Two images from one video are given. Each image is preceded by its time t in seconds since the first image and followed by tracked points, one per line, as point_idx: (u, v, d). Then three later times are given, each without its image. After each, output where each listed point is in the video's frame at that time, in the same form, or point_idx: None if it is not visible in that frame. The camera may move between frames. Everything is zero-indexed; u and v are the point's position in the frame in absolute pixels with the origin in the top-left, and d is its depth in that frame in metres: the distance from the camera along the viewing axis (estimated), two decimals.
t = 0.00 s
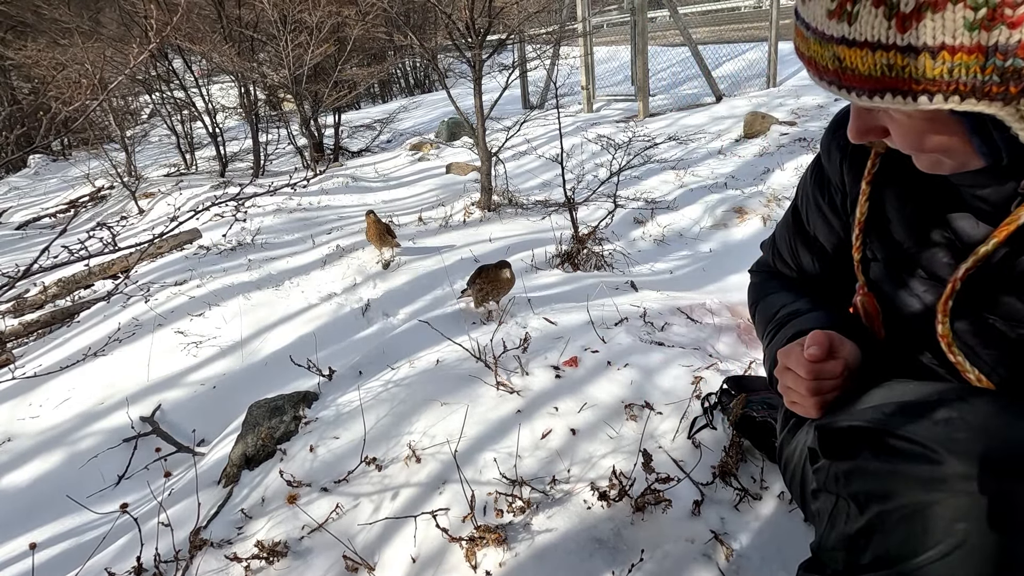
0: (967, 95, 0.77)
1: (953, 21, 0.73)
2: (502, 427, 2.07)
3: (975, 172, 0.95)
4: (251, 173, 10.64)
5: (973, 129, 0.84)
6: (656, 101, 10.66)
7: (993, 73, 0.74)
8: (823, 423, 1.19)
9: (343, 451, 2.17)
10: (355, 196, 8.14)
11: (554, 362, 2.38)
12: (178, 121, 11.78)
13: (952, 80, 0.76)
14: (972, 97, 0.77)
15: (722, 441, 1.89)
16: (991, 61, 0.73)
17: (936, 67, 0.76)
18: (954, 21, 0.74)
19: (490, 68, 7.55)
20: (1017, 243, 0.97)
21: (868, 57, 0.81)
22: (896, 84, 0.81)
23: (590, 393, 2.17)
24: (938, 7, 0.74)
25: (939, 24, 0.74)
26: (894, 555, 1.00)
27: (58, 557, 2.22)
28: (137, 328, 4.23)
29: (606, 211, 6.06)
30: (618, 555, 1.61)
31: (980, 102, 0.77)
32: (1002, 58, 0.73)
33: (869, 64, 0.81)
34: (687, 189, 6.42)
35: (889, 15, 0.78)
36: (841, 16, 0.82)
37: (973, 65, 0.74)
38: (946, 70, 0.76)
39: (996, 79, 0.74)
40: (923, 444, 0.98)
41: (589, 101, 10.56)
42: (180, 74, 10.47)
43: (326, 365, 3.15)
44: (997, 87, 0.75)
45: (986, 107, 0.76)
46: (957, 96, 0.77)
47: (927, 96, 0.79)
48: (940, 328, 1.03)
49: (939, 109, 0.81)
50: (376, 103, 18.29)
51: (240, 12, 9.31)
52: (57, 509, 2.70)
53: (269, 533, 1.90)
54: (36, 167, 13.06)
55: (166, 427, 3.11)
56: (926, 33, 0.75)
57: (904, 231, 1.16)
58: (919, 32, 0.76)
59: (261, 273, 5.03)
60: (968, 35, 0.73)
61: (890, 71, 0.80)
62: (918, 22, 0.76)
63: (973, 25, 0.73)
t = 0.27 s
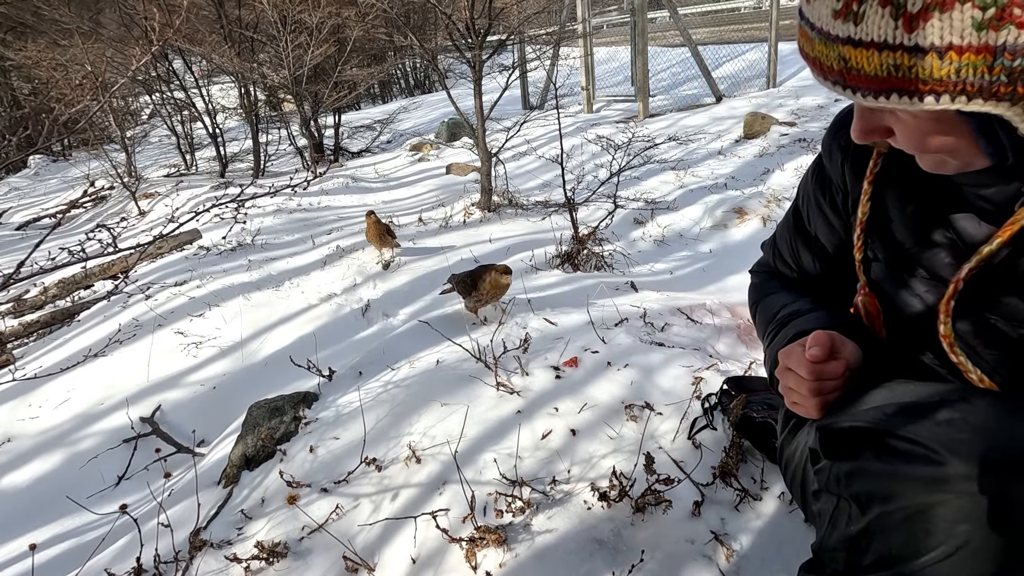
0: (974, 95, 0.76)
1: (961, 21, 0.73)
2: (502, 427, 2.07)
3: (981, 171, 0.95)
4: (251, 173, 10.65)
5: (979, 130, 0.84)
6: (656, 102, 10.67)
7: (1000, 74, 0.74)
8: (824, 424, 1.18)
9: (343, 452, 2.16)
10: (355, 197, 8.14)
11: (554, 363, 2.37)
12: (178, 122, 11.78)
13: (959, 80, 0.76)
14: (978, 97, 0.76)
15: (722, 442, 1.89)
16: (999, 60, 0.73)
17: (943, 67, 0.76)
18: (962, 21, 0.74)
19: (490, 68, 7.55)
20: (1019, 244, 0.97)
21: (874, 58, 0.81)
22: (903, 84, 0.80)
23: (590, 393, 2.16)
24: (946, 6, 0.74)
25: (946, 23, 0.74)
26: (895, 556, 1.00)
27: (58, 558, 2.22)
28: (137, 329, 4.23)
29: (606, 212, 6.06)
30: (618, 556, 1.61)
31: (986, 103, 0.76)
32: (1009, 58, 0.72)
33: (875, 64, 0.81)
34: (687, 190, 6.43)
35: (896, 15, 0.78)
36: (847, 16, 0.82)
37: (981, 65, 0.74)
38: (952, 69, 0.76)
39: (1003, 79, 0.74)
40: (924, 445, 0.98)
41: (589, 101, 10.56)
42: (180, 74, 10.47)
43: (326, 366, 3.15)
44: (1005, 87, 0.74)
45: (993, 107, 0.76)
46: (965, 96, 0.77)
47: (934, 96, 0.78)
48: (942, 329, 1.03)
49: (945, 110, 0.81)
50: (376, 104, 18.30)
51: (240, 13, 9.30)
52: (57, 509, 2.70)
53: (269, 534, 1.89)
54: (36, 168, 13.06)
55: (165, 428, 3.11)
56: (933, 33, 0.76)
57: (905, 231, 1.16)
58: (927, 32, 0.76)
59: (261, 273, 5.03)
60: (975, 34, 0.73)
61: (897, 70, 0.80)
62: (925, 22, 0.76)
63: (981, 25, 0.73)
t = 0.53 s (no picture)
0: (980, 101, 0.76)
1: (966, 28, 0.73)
2: (502, 427, 2.07)
3: (985, 173, 0.95)
4: (251, 174, 10.66)
5: (985, 134, 0.84)
6: (656, 102, 10.67)
7: (1007, 80, 0.73)
8: (825, 424, 1.18)
9: (343, 452, 2.16)
10: (355, 197, 8.15)
11: (554, 363, 2.37)
12: (178, 122, 11.79)
13: (965, 86, 0.76)
14: (984, 102, 0.76)
15: (722, 442, 1.89)
16: (1006, 67, 0.73)
17: (950, 73, 0.76)
18: (967, 28, 0.74)
19: (490, 69, 7.56)
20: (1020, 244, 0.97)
21: (879, 64, 0.81)
22: (907, 90, 0.80)
23: (591, 394, 2.16)
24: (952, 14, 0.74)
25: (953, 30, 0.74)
26: (897, 557, 1.00)
27: (58, 558, 2.22)
28: (137, 329, 4.23)
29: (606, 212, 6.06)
30: (618, 557, 1.61)
31: (992, 108, 0.76)
32: (1016, 65, 0.72)
33: (880, 71, 0.81)
34: (687, 190, 6.43)
35: (900, 22, 0.78)
36: (850, 22, 0.82)
37: (987, 71, 0.74)
38: (958, 76, 0.76)
39: (1009, 86, 0.74)
40: (925, 445, 0.98)
41: (589, 102, 10.56)
42: (180, 75, 10.48)
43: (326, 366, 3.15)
44: (1012, 93, 0.74)
45: (1000, 112, 0.76)
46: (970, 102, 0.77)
47: (939, 102, 0.78)
48: (942, 330, 1.03)
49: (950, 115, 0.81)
50: (376, 104, 18.31)
51: (240, 14, 9.30)
52: (57, 510, 2.69)
53: (269, 535, 1.89)
54: (37, 168, 13.07)
55: (165, 428, 3.10)
56: (940, 39, 0.75)
57: (906, 231, 1.16)
58: (933, 38, 0.76)
59: (261, 273, 5.03)
60: (982, 41, 0.73)
61: (901, 77, 0.80)
62: (931, 29, 0.76)
63: (988, 31, 0.73)
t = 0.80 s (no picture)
0: (983, 107, 0.76)
1: (967, 35, 0.73)
2: (502, 428, 2.07)
3: (986, 175, 0.95)
4: (251, 174, 10.66)
5: (986, 138, 0.84)
6: (656, 103, 10.67)
7: (1009, 85, 0.73)
8: (826, 425, 1.18)
9: (343, 452, 2.16)
10: (355, 198, 8.16)
11: (554, 364, 2.37)
12: (178, 123, 11.79)
13: (967, 92, 0.76)
14: (985, 108, 0.76)
15: (722, 442, 1.89)
16: (1008, 73, 0.73)
17: (951, 80, 0.76)
18: (968, 35, 0.74)
19: (490, 69, 7.55)
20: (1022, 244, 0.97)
21: (880, 71, 0.81)
22: (909, 97, 0.80)
23: (591, 394, 2.16)
24: (954, 20, 0.74)
25: (954, 37, 0.74)
26: (897, 558, 1.00)
27: (58, 559, 2.22)
28: (137, 330, 4.23)
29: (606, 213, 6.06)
30: (619, 557, 1.61)
31: (994, 113, 0.76)
32: (1018, 71, 0.72)
33: (880, 78, 0.81)
34: (687, 190, 6.43)
35: (901, 30, 0.77)
36: (849, 30, 0.82)
37: (989, 77, 0.74)
38: (959, 83, 0.76)
39: (1012, 90, 0.74)
40: (926, 445, 0.98)
41: (589, 102, 10.56)
42: (180, 75, 10.48)
43: (326, 367, 3.15)
44: (1013, 98, 0.74)
45: (1002, 117, 0.76)
46: (972, 107, 0.77)
47: (941, 108, 0.79)
48: (941, 331, 1.03)
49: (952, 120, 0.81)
50: (376, 104, 18.32)
51: (240, 14, 9.29)
52: (57, 510, 2.69)
53: (269, 535, 1.89)
54: (37, 169, 13.08)
55: (165, 429, 3.10)
56: (941, 47, 0.75)
57: (907, 232, 1.16)
58: (935, 45, 0.76)
59: (261, 274, 5.03)
60: (984, 48, 0.73)
61: (903, 83, 0.80)
62: (931, 37, 0.76)
63: (989, 38, 0.73)
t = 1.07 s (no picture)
0: (979, 113, 0.76)
1: (961, 44, 0.74)
2: (502, 429, 2.07)
3: (986, 177, 0.95)
4: (251, 175, 10.67)
5: (985, 143, 0.84)
6: (656, 103, 10.68)
7: (1005, 92, 0.73)
8: (827, 426, 1.18)
9: (343, 452, 2.16)
10: (356, 198, 8.17)
11: (555, 364, 2.38)
12: (179, 123, 11.80)
13: (963, 99, 0.76)
14: (982, 115, 0.76)
15: (722, 443, 1.89)
16: (1004, 80, 0.73)
17: (946, 88, 0.76)
18: (963, 43, 0.74)
19: (490, 69, 7.55)
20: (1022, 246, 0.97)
21: (877, 79, 0.81)
22: (906, 104, 0.80)
23: (591, 395, 2.16)
24: (948, 29, 0.74)
25: (948, 45, 0.74)
26: (897, 559, 1.00)
27: (58, 559, 2.22)
28: (137, 330, 4.23)
29: (606, 213, 6.06)
30: (619, 558, 1.61)
31: (991, 120, 0.76)
32: (1014, 79, 0.72)
33: (877, 85, 0.81)
34: (687, 190, 6.44)
35: (896, 38, 0.78)
36: (846, 38, 0.82)
37: (985, 85, 0.74)
38: (955, 90, 0.76)
39: (1008, 98, 0.73)
40: (928, 446, 0.98)
41: (589, 103, 10.56)
42: (180, 76, 10.48)
43: (327, 367, 3.15)
44: (1010, 105, 0.74)
45: (1000, 123, 0.76)
46: (969, 114, 0.77)
47: (939, 114, 0.78)
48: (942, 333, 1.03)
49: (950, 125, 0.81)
50: (377, 105, 18.33)
51: (240, 15, 9.29)
52: (57, 511, 2.70)
53: (269, 536, 1.89)
54: (37, 169, 13.09)
55: (165, 429, 3.11)
56: (936, 55, 0.75)
57: (907, 234, 1.16)
58: (930, 54, 0.76)
59: (262, 274, 5.04)
60: (979, 56, 0.73)
61: (898, 91, 0.80)
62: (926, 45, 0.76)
63: (984, 46, 0.73)
